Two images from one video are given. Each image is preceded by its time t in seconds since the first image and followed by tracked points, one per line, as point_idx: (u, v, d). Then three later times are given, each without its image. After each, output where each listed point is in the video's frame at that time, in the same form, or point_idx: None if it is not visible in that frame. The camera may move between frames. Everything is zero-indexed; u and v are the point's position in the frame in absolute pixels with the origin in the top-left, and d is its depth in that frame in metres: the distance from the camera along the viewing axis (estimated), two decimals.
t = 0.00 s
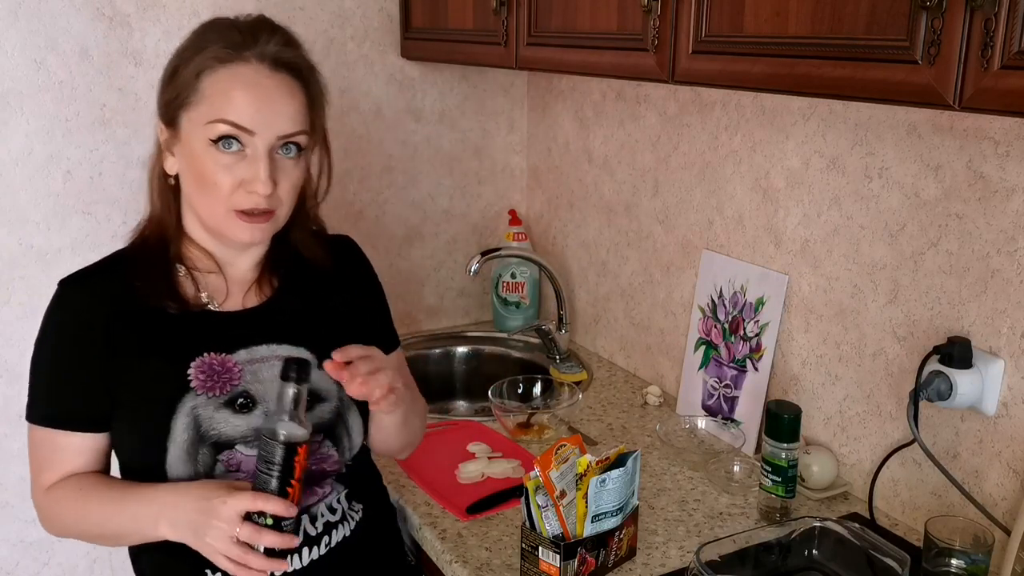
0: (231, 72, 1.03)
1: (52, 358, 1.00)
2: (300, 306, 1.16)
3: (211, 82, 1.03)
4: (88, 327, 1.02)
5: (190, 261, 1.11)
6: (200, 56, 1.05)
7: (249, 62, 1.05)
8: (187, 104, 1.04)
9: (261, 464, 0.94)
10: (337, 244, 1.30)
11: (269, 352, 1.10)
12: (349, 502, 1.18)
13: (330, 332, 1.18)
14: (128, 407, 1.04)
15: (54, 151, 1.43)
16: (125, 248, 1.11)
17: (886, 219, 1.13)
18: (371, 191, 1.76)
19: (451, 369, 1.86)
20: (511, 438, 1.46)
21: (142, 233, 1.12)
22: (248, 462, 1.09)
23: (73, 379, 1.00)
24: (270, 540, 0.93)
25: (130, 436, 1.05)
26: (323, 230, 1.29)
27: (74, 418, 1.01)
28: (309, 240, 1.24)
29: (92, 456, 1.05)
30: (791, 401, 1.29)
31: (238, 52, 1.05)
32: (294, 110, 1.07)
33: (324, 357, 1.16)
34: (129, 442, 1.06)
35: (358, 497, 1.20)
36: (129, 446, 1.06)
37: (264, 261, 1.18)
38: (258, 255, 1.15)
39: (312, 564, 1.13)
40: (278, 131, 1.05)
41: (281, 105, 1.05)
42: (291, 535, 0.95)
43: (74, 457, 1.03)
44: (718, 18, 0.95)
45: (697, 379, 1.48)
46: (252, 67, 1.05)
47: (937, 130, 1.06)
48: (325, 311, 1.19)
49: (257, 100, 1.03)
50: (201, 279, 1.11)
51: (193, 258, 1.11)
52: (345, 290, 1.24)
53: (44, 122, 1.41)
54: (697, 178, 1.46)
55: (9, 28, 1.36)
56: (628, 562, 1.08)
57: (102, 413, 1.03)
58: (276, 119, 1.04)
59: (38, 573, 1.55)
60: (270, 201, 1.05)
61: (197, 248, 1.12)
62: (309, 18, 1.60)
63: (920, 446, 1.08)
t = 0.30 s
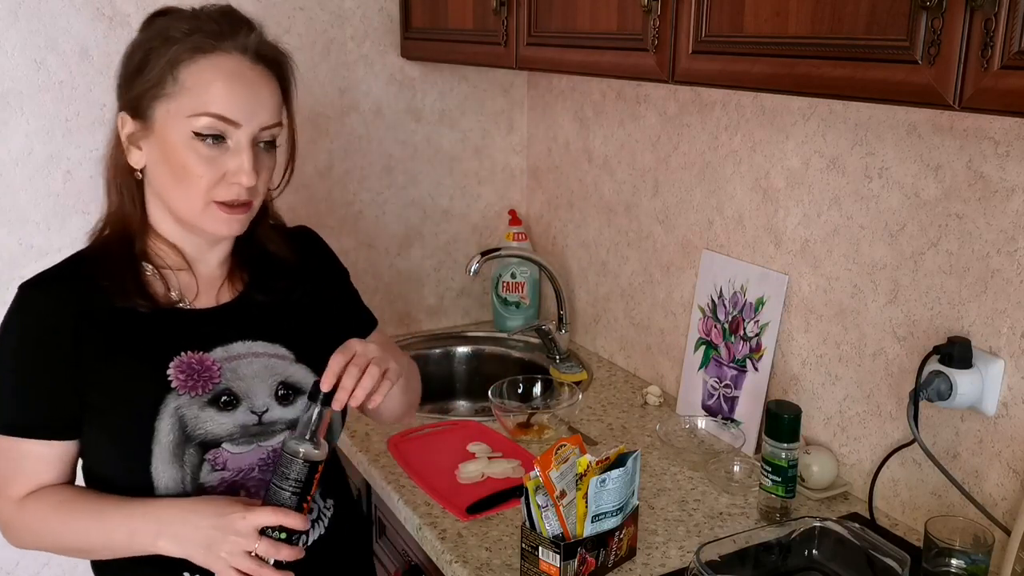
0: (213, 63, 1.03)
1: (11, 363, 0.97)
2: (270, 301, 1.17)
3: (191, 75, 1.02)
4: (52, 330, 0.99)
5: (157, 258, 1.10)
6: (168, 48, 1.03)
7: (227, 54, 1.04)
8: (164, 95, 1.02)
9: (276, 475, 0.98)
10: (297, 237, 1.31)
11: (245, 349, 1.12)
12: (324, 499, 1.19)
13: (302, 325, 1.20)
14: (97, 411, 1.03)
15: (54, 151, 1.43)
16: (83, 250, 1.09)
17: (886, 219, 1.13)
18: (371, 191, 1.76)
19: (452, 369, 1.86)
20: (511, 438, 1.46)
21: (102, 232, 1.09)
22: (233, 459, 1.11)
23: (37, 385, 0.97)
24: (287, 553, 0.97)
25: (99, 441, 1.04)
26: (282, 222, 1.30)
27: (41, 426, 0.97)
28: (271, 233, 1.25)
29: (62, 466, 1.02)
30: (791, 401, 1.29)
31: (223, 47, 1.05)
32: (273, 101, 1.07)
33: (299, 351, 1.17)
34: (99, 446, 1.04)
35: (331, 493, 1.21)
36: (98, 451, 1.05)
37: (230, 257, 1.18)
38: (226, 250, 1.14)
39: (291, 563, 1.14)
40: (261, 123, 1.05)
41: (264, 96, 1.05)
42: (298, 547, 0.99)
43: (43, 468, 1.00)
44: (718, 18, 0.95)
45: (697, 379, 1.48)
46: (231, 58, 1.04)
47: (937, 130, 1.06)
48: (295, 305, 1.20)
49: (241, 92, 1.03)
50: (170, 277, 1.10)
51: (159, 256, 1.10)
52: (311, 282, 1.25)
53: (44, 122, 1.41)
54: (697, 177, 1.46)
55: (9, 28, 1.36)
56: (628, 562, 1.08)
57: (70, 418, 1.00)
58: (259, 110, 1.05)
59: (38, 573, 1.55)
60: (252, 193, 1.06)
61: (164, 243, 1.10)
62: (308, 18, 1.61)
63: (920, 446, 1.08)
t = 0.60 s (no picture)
0: (172, 41, 1.03)
1: None
2: (251, 291, 1.20)
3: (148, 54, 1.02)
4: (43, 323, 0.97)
5: (143, 249, 1.09)
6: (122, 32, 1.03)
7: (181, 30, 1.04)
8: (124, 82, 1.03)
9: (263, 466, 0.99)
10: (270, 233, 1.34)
11: (241, 338, 1.15)
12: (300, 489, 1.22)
13: (280, 314, 1.23)
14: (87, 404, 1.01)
15: (53, 151, 1.43)
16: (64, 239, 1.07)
17: (886, 219, 1.13)
18: (371, 191, 1.76)
19: (452, 369, 1.86)
20: (511, 438, 1.46)
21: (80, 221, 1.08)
22: (237, 449, 1.13)
23: (28, 381, 0.96)
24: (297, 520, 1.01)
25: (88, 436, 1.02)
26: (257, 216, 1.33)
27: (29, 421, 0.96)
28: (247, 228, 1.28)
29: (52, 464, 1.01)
30: (791, 401, 1.29)
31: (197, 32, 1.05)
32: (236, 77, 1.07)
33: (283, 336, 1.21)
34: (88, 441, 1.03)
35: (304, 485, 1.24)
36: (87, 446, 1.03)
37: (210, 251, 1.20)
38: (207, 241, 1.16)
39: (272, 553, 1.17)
40: (221, 97, 1.05)
41: (221, 71, 1.05)
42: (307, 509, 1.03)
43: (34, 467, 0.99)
44: (718, 18, 0.95)
45: (697, 379, 1.48)
46: (183, 33, 1.04)
47: (937, 130, 1.06)
48: (272, 294, 1.23)
49: (201, 68, 1.03)
50: (159, 268, 1.10)
51: (145, 247, 1.09)
52: (284, 278, 1.28)
53: (44, 122, 1.41)
54: (697, 178, 1.46)
55: (9, 28, 1.36)
56: (628, 562, 1.08)
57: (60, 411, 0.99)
58: (219, 85, 1.05)
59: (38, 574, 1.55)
60: (222, 170, 1.06)
61: (145, 235, 1.09)
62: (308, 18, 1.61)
63: (920, 446, 1.08)
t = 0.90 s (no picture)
0: (156, 40, 1.01)
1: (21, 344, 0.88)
2: (270, 299, 1.17)
3: (137, 54, 1.01)
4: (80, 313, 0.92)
5: (168, 248, 1.06)
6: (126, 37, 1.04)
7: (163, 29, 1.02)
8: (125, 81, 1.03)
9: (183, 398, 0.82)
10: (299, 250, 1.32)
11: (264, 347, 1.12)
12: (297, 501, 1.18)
13: (298, 325, 1.20)
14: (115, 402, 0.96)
15: (53, 151, 1.43)
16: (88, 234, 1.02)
17: (886, 219, 1.13)
18: (371, 191, 1.76)
19: (452, 369, 1.86)
20: (511, 438, 1.46)
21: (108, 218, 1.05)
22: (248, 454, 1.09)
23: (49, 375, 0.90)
24: (237, 447, 0.83)
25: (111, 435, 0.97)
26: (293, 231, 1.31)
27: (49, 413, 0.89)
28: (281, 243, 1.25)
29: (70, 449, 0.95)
30: (791, 401, 1.29)
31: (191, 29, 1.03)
32: (218, 70, 1.03)
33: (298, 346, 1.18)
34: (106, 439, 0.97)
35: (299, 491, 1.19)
36: (101, 444, 0.97)
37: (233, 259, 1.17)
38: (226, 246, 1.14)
39: (268, 559, 1.14)
40: (198, 95, 1.01)
41: (198, 67, 1.02)
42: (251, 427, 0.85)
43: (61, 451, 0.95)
44: (718, 18, 0.95)
45: (697, 379, 1.48)
46: (166, 30, 1.02)
47: (937, 130, 1.06)
48: (291, 305, 1.21)
49: (179, 65, 1.00)
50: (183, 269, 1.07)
51: (170, 247, 1.06)
52: (304, 293, 1.26)
53: (44, 122, 1.41)
54: (697, 177, 1.46)
55: (9, 28, 1.36)
56: (628, 562, 1.08)
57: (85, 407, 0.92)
58: (195, 81, 1.01)
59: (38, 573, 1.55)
60: (202, 170, 1.02)
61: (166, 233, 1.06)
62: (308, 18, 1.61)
63: (920, 446, 1.08)
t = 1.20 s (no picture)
0: (196, 48, 1.04)
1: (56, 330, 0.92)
2: (308, 295, 1.19)
3: (181, 61, 1.05)
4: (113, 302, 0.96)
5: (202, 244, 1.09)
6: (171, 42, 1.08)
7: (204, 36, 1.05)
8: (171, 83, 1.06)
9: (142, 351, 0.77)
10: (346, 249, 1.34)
11: (295, 341, 1.13)
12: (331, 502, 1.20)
13: (336, 322, 1.22)
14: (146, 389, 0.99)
15: (54, 151, 1.43)
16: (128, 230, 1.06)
17: (886, 219, 1.13)
18: (371, 191, 1.76)
19: (451, 369, 1.86)
20: (511, 439, 1.46)
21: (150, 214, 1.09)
22: (275, 448, 1.11)
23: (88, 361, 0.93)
24: (210, 401, 0.78)
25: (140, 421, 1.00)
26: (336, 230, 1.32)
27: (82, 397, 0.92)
28: (324, 241, 1.26)
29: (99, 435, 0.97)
30: (791, 401, 1.29)
31: (230, 36, 1.05)
32: (251, 79, 1.05)
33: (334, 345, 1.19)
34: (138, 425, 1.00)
35: (335, 493, 1.21)
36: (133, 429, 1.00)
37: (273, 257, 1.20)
38: (265, 243, 1.17)
39: (301, 559, 1.16)
40: (234, 103, 1.04)
41: (236, 75, 1.04)
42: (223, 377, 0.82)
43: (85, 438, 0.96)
44: (718, 18, 0.95)
45: (697, 379, 1.48)
46: (207, 38, 1.05)
47: (937, 130, 1.06)
48: (329, 303, 1.22)
49: (216, 75, 1.03)
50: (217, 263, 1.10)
51: (206, 244, 1.09)
52: (344, 291, 1.27)
53: (44, 122, 1.41)
54: (697, 178, 1.46)
55: (9, 28, 1.36)
56: (628, 562, 1.08)
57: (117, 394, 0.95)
58: (232, 90, 1.04)
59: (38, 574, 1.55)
60: (236, 175, 1.05)
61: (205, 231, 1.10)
62: (308, 19, 1.61)
63: (920, 446, 1.08)
